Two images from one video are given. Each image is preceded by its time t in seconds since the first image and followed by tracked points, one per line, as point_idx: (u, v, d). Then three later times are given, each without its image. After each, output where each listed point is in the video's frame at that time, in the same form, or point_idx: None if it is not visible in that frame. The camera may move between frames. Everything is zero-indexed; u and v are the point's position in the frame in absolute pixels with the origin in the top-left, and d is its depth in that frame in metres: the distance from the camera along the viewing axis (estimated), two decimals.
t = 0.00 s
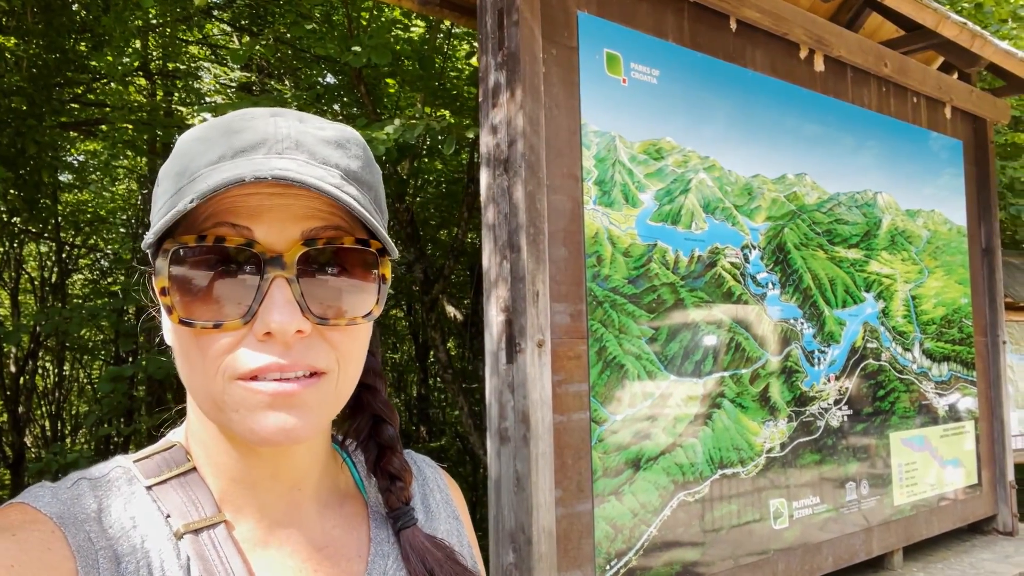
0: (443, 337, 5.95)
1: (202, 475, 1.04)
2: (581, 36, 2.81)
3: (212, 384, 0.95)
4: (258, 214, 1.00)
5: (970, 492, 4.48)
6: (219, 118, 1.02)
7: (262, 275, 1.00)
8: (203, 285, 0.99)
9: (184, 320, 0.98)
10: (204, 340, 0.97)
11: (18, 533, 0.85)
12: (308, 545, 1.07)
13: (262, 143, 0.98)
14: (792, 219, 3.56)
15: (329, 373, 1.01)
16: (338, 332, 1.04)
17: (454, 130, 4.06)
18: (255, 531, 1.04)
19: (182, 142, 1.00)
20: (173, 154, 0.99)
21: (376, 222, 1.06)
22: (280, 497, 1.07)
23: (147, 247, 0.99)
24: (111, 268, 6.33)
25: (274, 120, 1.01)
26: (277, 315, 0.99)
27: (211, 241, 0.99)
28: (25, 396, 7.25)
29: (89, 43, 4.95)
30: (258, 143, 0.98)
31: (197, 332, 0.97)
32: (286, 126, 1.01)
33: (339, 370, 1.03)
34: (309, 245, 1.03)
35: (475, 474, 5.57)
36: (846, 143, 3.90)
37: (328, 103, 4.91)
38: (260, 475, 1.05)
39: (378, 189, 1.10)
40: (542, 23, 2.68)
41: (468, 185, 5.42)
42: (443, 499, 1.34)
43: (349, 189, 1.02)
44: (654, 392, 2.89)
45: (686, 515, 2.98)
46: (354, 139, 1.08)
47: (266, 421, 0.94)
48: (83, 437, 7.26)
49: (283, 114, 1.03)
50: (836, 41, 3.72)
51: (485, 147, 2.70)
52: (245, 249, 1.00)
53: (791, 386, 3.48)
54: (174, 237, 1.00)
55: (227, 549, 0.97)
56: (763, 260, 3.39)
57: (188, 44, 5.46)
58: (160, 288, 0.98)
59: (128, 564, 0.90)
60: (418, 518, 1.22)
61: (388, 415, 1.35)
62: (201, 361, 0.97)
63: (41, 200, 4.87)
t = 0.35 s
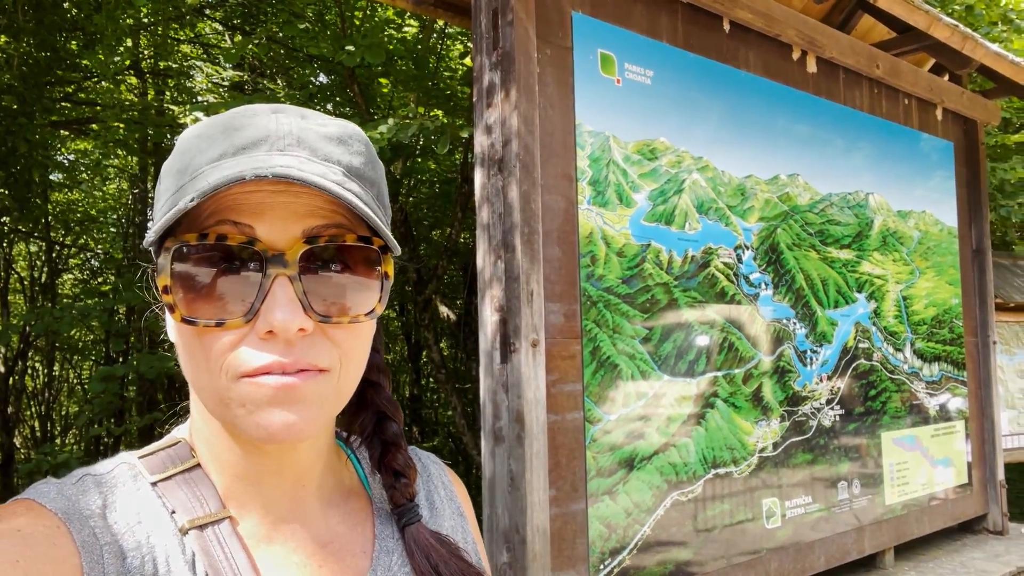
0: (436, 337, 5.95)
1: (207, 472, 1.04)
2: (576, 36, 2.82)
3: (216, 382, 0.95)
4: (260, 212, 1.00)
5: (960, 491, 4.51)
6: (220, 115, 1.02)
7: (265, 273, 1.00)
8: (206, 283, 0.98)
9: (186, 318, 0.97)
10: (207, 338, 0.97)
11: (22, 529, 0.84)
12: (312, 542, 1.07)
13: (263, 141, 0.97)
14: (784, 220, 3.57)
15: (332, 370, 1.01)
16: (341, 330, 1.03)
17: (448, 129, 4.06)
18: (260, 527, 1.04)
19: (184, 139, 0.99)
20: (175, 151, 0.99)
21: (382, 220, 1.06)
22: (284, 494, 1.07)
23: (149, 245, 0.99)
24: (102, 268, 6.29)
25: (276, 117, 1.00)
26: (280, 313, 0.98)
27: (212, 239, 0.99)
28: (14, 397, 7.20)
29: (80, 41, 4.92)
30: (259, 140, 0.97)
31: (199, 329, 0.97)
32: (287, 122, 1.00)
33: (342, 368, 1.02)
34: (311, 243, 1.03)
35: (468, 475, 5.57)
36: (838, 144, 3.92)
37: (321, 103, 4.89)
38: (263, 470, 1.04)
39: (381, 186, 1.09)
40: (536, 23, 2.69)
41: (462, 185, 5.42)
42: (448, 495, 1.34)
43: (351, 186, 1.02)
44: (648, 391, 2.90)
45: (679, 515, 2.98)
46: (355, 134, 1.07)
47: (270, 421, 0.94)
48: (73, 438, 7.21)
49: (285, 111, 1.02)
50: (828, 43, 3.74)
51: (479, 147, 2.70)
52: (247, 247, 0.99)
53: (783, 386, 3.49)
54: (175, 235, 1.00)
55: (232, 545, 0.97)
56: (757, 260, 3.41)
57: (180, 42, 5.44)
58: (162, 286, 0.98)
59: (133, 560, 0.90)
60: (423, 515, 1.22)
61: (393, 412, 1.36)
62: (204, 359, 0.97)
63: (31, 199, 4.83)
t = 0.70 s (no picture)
0: (432, 340, 5.95)
1: (212, 476, 1.04)
2: (574, 40, 2.82)
3: (212, 380, 0.95)
4: (245, 207, 1.01)
5: (955, 496, 4.52)
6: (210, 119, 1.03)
7: (254, 268, 1.00)
8: (201, 283, 0.99)
9: (178, 317, 0.99)
10: (199, 336, 0.97)
11: (26, 532, 0.84)
12: (316, 546, 1.06)
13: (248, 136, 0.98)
14: (781, 224, 3.58)
15: (327, 366, 0.99)
16: (334, 322, 1.02)
17: (445, 132, 4.06)
18: (264, 532, 1.04)
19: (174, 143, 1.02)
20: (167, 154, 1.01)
21: (371, 211, 1.05)
22: (288, 497, 1.07)
23: (140, 246, 1.01)
24: (98, 270, 6.28)
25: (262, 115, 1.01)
26: (267, 305, 0.97)
27: (198, 236, 1.00)
28: (8, 398, 7.17)
29: (78, 42, 4.91)
30: (245, 136, 0.98)
31: (192, 326, 0.98)
32: (273, 119, 1.01)
33: (338, 363, 1.01)
34: (299, 235, 1.03)
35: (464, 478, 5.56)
36: (835, 149, 3.94)
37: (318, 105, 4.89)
38: (266, 472, 1.04)
39: (372, 180, 1.09)
40: (535, 26, 2.69)
41: (459, 188, 5.42)
42: (453, 501, 1.34)
43: (338, 177, 1.01)
44: (645, 395, 2.90)
45: (675, 519, 2.98)
46: (343, 130, 1.07)
47: (266, 417, 0.94)
48: (67, 440, 7.19)
49: (272, 109, 1.03)
50: (825, 48, 3.76)
51: (477, 150, 2.71)
52: (233, 241, 1.00)
53: (779, 390, 3.50)
54: (163, 235, 1.02)
55: (237, 549, 0.96)
56: (753, 265, 3.41)
57: (178, 44, 5.43)
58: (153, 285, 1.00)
59: (137, 563, 0.89)
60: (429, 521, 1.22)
61: (400, 418, 1.36)
62: (201, 359, 0.97)
63: (26, 200, 4.82)
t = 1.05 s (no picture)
0: (433, 343, 5.95)
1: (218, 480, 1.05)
2: (575, 43, 2.83)
3: (209, 382, 0.97)
4: (232, 207, 1.02)
5: (957, 501, 4.50)
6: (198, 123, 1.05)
7: (243, 268, 1.01)
8: (196, 286, 1.00)
9: (170, 321, 1.01)
10: (193, 338, 0.99)
11: (33, 536, 0.84)
12: (324, 551, 1.06)
13: (234, 138, 0.99)
14: (782, 228, 3.58)
15: (324, 361, 1.01)
16: (328, 318, 1.03)
17: (447, 135, 4.07)
18: (271, 538, 1.04)
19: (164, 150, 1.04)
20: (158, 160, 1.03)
21: (361, 204, 1.05)
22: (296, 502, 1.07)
23: (129, 252, 1.03)
24: (100, 272, 6.28)
25: (249, 115, 1.02)
26: (258, 304, 0.99)
27: (186, 239, 1.02)
28: (10, 400, 7.17)
29: (81, 45, 4.93)
30: (231, 138, 0.99)
31: (185, 330, 0.99)
32: (259, 119, 1.02)
33: (334, 358, 1.02)
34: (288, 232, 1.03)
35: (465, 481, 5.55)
36: (836, 152, 3.94)
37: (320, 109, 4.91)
38: (270, 477, 1.04)
39: (364, 174, 1.10)
40: (536, 30, 2.70)
41: (460, 191, 5.43)
42: (462, 502, 1.34)
43: (327, 172, 1.02)
44: (645, 399, 2.89)
45: (676, 523, 2.97)
46: (333, 125, 1.08)
47: (262, 414, 0.95)
48: (69, 443, 7.19)
49: (259, 109, 1.04)
50: (826, 52, 3.76)
51: (478, 153, 2.71)
52: (222, 243, 1.01)
53: (781, 394, 3.49)
54: (152, 240, 1.03)
55: (243, 554, 0.97)
56: (754, 268, 3.41)
57: (181, 47, 5.46)
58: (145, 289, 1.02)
59: (142, 569, 0.89)
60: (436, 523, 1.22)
61: (405, 417, 1.35)
62: (198, 363, 0.99)
63: (29, 202, 4.84)
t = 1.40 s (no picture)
0: (434, 340, 5.95)
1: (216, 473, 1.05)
2: (572, 38, 2.82)
3: (207, 377, 0.97)
4: (231, 202, 1.02)
5: (959, 493, 4.50)
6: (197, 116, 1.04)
7: (242, 263, 1.01)
8: (195, 280, 1.00)
9: (169, 315, 1.00)
10: (192, 334, 0.99)
11: (29, 528, 0.84)
12: (322, 543, 1.06)
13: (234, 132, 0.99)
14: (782, 221, 3.57)
15: (322, 358, 1.02)
16: (327, 315, 1.04)
17: (445, 132, 4.06)
18: (268, 531, 1.04)
19: (163, 142, 1.03)
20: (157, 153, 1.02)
21: (361, 201, 1.05)
22: (294, 495, 1.07)
23: (128, 246, 1.02)
24: (101, 273, 6.28)
25: (248, 109, 1.02)
26: (258, 301, 0.99)
27: (185, 234, 1.01)
28: (13, 401, 7.19)
29: (79, 46, 4.91)
30: (232, 133, 0.99)
31: (184, 325, 0.99)
32: (259, 113, 1.01)
33: (332, 355, 1.03)
34: (287, 228, 1.03)
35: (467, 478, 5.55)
36: (836, 145, 3.93)
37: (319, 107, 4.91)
38: (269, 470, 1.05)
39: (364, 169, 1.10)
40: (533, 25, 2.69)
41: (459, 188, 5.43)
42: (460, 494, 1.34)
43: (327, 168, 1.02)
44: (646, 394, 2.89)
45: (677, 518, 2.98)
46: (332, 118, 1.08)
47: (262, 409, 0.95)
48: (72, 443, 7.20)
49: (259, 103, 1.03)
50: (825, 45, 3.74)
51: (476, 149, 2.71)
52: (222, 238, 1.01)
53: (782, 388, 3.49)
54: (151, 234, 1.03)
55: (241, 545, 0.96)
56: (754, 262, 3.41)
57: (179, 47, 5.45)
58: (144, 284, 1.01)
59: (140, 561, 0.90)
60: (434, 515, 1.22)
61: (402, 410, 1.35)
62: (195, 358, 0.99)
63: (29, 204, 4.84)
